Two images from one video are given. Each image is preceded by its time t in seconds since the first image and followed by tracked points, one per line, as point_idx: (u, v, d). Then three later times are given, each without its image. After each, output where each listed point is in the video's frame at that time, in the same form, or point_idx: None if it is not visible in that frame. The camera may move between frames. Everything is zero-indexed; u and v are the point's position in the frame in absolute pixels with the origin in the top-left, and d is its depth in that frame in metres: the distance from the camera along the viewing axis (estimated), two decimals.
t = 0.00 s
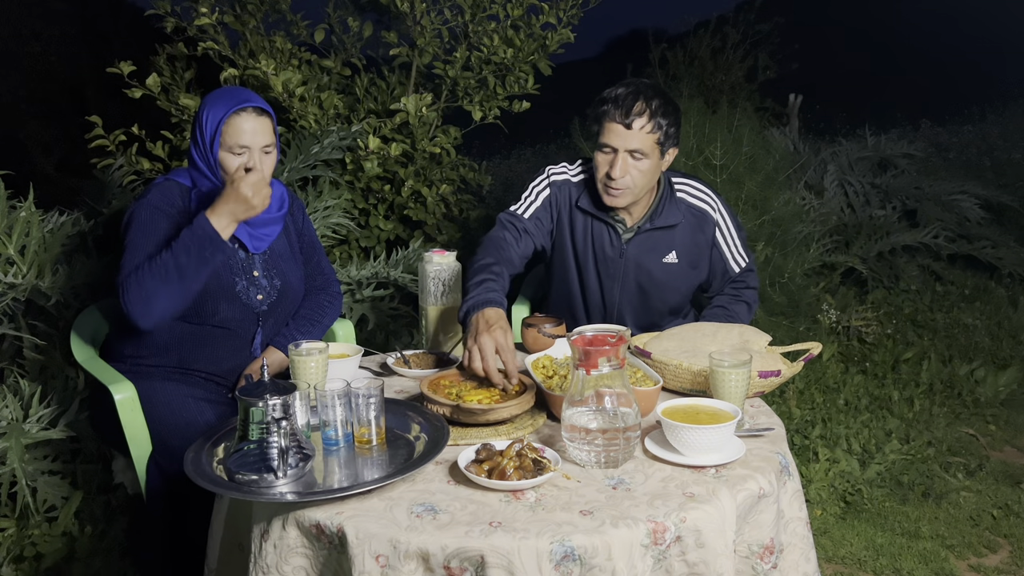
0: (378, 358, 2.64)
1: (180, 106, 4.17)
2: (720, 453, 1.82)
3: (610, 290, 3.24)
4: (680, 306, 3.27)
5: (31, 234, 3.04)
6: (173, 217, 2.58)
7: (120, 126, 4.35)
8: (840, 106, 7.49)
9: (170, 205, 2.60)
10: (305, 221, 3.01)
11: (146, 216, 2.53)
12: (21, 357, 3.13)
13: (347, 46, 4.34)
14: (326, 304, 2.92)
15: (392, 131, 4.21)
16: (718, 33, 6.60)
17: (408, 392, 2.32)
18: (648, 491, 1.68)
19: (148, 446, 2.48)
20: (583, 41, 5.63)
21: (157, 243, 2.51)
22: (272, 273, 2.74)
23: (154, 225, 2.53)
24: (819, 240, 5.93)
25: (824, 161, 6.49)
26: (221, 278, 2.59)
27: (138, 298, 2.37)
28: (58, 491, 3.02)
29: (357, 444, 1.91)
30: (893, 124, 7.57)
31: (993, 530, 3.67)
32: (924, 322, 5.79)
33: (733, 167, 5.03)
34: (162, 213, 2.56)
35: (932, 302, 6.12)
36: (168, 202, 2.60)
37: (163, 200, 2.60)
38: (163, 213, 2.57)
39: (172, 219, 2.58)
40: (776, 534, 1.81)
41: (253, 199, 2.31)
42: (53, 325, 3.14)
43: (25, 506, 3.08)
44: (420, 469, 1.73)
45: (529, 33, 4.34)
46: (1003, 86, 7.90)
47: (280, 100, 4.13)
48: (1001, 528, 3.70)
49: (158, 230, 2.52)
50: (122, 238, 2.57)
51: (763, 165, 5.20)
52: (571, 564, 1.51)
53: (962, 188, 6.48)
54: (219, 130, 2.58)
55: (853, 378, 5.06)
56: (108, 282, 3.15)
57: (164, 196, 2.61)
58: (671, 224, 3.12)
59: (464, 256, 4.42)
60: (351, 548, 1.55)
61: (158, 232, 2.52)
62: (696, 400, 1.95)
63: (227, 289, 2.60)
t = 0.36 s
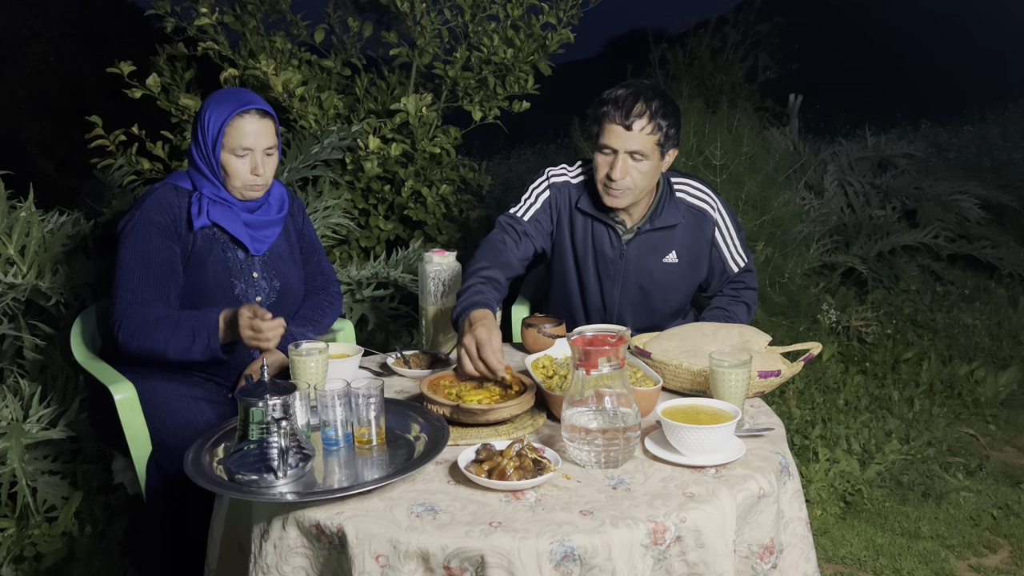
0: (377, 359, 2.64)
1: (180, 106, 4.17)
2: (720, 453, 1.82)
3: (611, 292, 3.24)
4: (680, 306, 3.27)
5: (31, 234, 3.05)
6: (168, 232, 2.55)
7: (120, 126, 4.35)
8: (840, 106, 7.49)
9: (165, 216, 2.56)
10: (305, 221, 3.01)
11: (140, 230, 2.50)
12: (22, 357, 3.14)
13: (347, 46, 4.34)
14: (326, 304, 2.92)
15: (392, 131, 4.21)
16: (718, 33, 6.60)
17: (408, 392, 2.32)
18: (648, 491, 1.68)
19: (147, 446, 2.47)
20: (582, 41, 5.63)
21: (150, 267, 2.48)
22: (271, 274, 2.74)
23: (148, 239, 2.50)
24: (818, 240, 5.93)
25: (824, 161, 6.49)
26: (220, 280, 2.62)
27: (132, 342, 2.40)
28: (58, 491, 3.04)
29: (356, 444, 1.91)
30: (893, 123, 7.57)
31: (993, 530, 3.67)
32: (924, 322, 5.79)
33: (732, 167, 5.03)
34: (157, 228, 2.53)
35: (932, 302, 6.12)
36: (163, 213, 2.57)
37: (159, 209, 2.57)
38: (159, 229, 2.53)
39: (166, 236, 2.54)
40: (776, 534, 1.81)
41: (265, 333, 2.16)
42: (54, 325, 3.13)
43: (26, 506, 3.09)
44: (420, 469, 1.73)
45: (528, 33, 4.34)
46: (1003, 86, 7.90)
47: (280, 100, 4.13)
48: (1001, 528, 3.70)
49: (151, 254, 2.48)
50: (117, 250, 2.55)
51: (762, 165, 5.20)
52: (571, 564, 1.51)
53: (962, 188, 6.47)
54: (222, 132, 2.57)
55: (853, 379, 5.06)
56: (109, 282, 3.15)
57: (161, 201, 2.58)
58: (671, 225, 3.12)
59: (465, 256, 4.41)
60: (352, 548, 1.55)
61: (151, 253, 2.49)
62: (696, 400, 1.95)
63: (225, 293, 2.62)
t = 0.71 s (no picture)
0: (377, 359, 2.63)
1: (180, 106, 4.17)
2: (720, 453, 1.82)
3: (610, 292, 3.23)
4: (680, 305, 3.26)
5: (31, 233, 3.05)
6: (167, 233, 2.56)
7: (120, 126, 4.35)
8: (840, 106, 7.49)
9: (164, 217, 2.57)
10: (305, 222, 3.01)
11: (140, 233, 2.51)
12: (22, 357, 3.14)
13: (347, 46, 4.34)
14: (327, 304, 2.92)
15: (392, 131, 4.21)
16: (718, 33, 6.60)
17: (408, 392, 2.32)
18: (648, 491, 1.68)
19: (147, 445, 2.49)
20: (583, 40, 5.63)
21: (150, 271, 2.50)
22: (271, 275, 2.74)
23: (148, 242, 2.51)
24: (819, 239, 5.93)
25: (824, 161, 6.49)
26: (220, 281, 2.62)
27: (139, 347, 2.44)
28: (58, 490, 3.04)
29: (357, 444, 1.91)
30: (894, 123, 7.57)
31: (993, 530, 3.67)
32: (924, 322, 5.78)
33: (732, 167, 5.04)
34: (157, 230, 2.54)
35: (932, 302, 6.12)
36: (162, 214, 2.57)
37: (158, 211, 2.57)
38: (158, 232, 2.54)
39: (166, 238, 2.55)
40: (776, 534, 1.81)
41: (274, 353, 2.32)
42: (53, 325, 3.13)
43: (25, 506, 3.09)
44: (420, 469, 1.73)
45: (528, 33, 4.35)
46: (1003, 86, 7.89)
47: (280, 100, 4.13)
48: (1001, 528, 3.69)
49: (151, 258, 2.50)
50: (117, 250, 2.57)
51: (763, 165, 5.19)
52: (571, 564, 1.51)
53: (962, 188, 6.47)
54: (222, 133, 2.57)
55: (853, 378, 5.06)
56: (109, 282, 3.15)
57: (161, 202, 2.59)
58: (671, 225, 3.12)
59: (465, 256, 4.41)
60: (351, 548, 1.55)
61: (152, 256, 2.51)
62: (696, 400, 1.95)
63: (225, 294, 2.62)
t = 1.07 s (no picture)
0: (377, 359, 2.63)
1: (180, 106, 4.17)
2: (721, 453, 1.82)
3: (611, 293, 3.23)
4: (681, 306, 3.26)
5: (31, 233, 3.05)
6: (165, 236, 2.56)
7: (120, 126, 4.35)
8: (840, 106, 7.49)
9: (162, 220, 2.57)
10: (306, 222, 3.01)
11: (137, 236, 2.51)
12: (22, 357, 3.14)
13: (347, 46, 4.34)
14: (329, 302, 2.93)
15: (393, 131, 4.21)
16: (718, 33, 6.60)
17: (408, 392, 2.32)
18: (648, 491, 1.68)
19: (147, 445, 2.50)
20: (582, 41, 5.63)
21: (147, 275, 2.51)
22: (270, 276, 2.74)
23: (145, 245, 2.51)
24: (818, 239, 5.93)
25: (824, 161, 6.49)
26: (219, 282, 2.62)
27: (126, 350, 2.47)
28: (58, 491, 3.04)
29: (357, 444, 1.91)
30: (893, 123, 7.57)
31: (993, 530, 3.67)
32: (924, 322, 5.78)
33: (732, 167, 5.04)
34: (155, 233, 2.54)
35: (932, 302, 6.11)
36: (160, 216, 2.57)
37: (156, 214, 2.57)
38: (156, 235, 2.54)
39: (163, 241, 2.55)
40: (776, 534, 1.81)
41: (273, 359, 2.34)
42: (53, 325, 3.13)
43: (26, 506, 3.09)
44: (420, 469, 1.73)
45: (528, 33, 4.35)
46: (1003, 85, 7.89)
47: (280, 100, 4.13)
48: (1001, 528, 3.70)
49: (148, 262, 2.51)
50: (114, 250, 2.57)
51: (763, 165, 5.19)
52: (571, 564, 1.51)
53: (962, 188, 6.47)
54: (223, 132, 2.57)
55: (853, 378, 5.06)
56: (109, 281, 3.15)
57: (160, 204, 2.59)
58: (672, 226, 3.12)
59: (465, 256, 4.42)
60: (351, 548, 1.55)
61: (149, 260, 2.51)
62: (696, 400, 1.95)
63: (224, 295, 2.63)
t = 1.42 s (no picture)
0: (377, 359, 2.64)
1: (180, 106, 4.17)
2: (721, 453, 1.82)
3: (611, 292, 3.24)
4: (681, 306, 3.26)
5: (31, 234, 3.05)
6: (160, 245, 2.54)
7: (120, 126, 4.35)
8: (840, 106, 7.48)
9: (156, 227, 2.54)
10: (305, 221, 3.01)
11: (131, 245, 2.49)
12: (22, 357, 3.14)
13: (347, 46, 4.34)
14: (330, 301, 2.95)
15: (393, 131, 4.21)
16: (718, 32, 6.59)
17: (409, 392, 2.32)
18: (648, 491, 1.68)
19: (147, 445, 2.49)
20: (583, 41, 5.63)
21: (141, 284, 2.50)
22: (267, 277, 2.74)
23: (139, 255, 2.49)
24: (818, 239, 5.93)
25: (823, 161, 6.49)
26: (216, 286, 2.62)
27: (121, 362, 2.45)
28: (58, 491, 3.04)
29: (356, 444, 1.91)
30: (893, 123, 7.57)
31: (993, 530, 3.67)
32: (924, 322, 5.78)
33: (732, 167, 5.04)
34: (149, 243, 2.51)
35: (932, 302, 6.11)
36: (155, 224, 2.54)
37: (150, 222, 2.53)
38: (151, 244, 2.52)
39: (158, 250, 2.53)
40: (776, 534, 1.81)
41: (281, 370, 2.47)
42: (53, 325, 3.12)
43: (25, 506, 3.09)
44: (421, 468, 1.73)
45: (528, 33, 4.35)
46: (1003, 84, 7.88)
47: (280, 100, 4.13)
48: (1001, 528, 3.70)
49: (141, 272, 2.49)
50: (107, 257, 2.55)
51: (762, 165, 5.19)
52: (571, 564, 1.51)
53: (962, 188, 6.47)
54: (204, 133, 2.56)
55: (853, 378, 5.06)
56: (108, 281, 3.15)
57: (153, 212, 2.55)
58: (672, 226, 3.12)
59: (465, 256, 4.42)
60: (351, 548, 1.55)
61: (143, 270, 2.49)
62: (696, 400, 1.95)
63: (221, 298, 2.63)
